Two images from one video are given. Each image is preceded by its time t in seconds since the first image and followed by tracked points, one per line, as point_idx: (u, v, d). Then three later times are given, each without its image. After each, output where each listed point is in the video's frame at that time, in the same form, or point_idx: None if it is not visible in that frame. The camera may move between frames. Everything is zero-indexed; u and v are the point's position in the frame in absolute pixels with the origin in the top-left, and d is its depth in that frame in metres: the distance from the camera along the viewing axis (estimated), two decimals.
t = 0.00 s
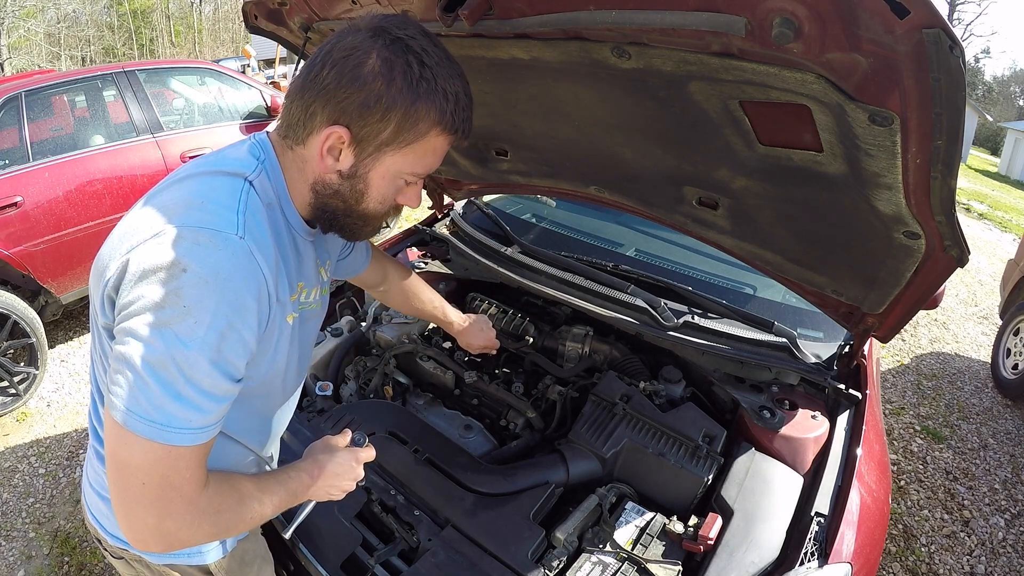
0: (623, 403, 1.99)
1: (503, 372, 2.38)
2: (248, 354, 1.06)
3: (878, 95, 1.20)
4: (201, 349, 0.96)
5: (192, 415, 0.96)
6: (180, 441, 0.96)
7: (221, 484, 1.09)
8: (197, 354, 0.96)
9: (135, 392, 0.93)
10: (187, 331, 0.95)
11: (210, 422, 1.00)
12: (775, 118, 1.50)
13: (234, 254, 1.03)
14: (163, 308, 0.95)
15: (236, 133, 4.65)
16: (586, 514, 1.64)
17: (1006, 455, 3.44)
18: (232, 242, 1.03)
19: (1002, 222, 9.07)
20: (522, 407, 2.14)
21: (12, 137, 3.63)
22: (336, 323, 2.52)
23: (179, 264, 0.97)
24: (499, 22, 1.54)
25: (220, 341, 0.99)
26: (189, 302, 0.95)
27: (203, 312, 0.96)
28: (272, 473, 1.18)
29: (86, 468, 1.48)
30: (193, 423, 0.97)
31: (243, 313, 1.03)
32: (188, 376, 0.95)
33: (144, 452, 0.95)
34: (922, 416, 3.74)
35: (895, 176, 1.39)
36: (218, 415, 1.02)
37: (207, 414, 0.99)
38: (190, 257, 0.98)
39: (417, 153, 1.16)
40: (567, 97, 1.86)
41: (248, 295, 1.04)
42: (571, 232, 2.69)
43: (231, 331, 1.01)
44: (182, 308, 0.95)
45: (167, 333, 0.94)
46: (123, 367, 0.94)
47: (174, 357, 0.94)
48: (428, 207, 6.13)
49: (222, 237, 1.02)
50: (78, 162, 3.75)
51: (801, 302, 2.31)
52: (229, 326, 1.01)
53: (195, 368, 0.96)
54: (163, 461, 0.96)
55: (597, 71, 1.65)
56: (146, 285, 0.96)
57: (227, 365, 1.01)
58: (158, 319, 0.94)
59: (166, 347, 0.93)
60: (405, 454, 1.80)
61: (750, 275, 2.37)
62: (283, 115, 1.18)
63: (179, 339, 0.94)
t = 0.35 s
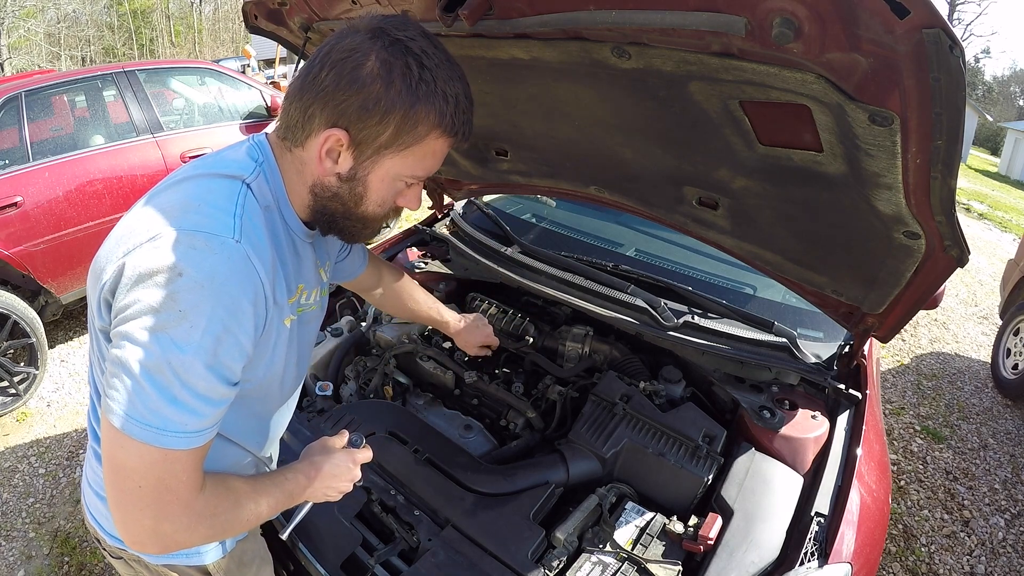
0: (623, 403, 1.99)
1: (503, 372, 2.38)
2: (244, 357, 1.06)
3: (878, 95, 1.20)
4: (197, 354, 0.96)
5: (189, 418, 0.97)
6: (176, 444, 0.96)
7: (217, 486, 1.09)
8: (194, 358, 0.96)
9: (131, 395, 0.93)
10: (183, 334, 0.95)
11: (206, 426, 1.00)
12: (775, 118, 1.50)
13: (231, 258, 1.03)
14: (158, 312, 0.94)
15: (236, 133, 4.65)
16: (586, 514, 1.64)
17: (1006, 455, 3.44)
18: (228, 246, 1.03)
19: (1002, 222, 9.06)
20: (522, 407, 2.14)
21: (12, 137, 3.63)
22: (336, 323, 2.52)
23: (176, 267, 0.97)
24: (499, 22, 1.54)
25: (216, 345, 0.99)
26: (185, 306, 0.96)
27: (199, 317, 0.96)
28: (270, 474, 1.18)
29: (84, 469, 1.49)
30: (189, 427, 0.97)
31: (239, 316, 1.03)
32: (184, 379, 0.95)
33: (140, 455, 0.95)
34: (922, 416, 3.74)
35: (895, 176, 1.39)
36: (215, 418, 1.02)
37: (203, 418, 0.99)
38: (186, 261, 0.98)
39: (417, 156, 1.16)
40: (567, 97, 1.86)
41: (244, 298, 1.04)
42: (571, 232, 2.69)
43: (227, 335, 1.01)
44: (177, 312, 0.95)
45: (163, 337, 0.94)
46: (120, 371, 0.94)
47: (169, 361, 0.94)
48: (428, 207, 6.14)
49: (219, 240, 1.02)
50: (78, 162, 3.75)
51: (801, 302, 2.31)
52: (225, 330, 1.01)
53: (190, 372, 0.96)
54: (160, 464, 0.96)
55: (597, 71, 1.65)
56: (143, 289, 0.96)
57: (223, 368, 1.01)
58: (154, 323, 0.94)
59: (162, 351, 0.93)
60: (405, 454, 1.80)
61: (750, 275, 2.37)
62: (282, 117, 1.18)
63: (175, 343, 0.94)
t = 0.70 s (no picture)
0: (623, 403, 1.99)
1: (503, 372, 2.38)
2: (242, 355, 1.06)
3: (878, 95, 1.20)
4: (196, 351, 0.96)
5: (187, 415, 0.97)
6: (174, 441, 0.96)
7: (215, 483, 1.10)
8: (192, 356, 0.96)
9: (129, 392, 0.93)
10: (181, 331, 0.95)
11: (203, 423, 1.00)
12: (775, 119, 1.50)
13: (230, 256, 1.03)
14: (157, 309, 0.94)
15: (236, 133, 4.65)
16: (586, 514, 1.64)
17: (1006, 455, 3.44)
18: (227, 244, 1.03)
19: (1002, 222, 9.07)
20: (522, 407, 2.14)
21: (12, 137, 3.63)
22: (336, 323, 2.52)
23: (174, 265, 0.97)
24: (499, 22, 1.54)
25: (214, 343, 0.99)
26: (184, 304, 0.96)
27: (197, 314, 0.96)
28: (268, 474, 1.18)
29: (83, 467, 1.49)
30: (186, 424, 0.97)
31: (237, 314, 1.03)
32: (182, 377, 0.95)
33: (138, 452, 0.95)
34: (922, 416, 3.74)
35: (895, 176, 1.39)
36: (212, 416, 1.02)
37: (200, 415, 0.99)
38: (185, 259, 0.98)
39: (415, 154, 1.16)
40: (566, 97, 1.86)
41: (242, 296, 1.04)
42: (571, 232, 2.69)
43: (225, 333, 1.01)
44: (176, 309, 0.95)
45: (161, 334, 0.94)
46: (118, 367, 0.94)
47: (168, 358, 0.94)
48: (428, 207, 6.14)
49: (217, 239, 1.02)
50: (78, 162, 3.75)
51: (801, 302, 2.31)
52: (224, 328, 1.01)
53: (189, 369, 0.96)
54: (158, 461, 0.96)
55: (597, 71, 1.65)
56: (141, 286, 0.96)
57: (221, 365, 1.01)
58: (153, 320, 0.94)
59: (161, 348, 0.93)
60: (405, 454, 1.80)
61: (750, 275, 2.36)
62: (281, 117, 1.18)
63: (173, 340, 0.94)
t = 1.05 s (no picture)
0: (623, 403, 1.99)
1: (502, 372, 2.38)
2: (238, 356, 1.06)
3: (878, 95, 1.20)
4: (190, 353, 0.96)
5: (183, 417, 0.97)
6: (171, 442, 0.96)
7: (214, 483, 1.09)
8: (187, 357, 0.96)
9: (125, 394, 0.93)
10: (176, 333, 0.95)
11: (200, 424, 1.00)
12: (775, 119, 1.50)
13: (224, 257, 1.02)
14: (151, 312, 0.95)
15: (236, 133, 4.65)
16: (586, 514, 1.64)
17: (1006, 455, 3.44)
18: (221, 245, 1.03)
19: (1002, 222, 9.06)
20: (522, 407, 2.14)
21: (12, 137, 3.63)
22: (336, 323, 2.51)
23: (168, 268, 0.97)
24: (500, 22, 1.54)
25: (209, 344, 0.99)
26: (178, 306, 0.95)
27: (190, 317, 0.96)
28: (268, 474, 1.18)
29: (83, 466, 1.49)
30: (183, 426, 0.97)
31: (233, 315, 1.03)
32: (177, 379, 0.95)
33: (135, 454, 0.95)
34: (922, 416, 3.74)
35: (895, 176, 1.39)
36: (209, 417, 1.02)
37: (197, 416, 0.99)
38: (179, 261, 0.98)
39: (422, 152, 1.18)
40: (566, 97, 1.86)
41: (237, 297, 1.04)
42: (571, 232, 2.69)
43: (220, 334, 1.01)
44: (170, 311, 0.95)
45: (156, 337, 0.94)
46: (114, 369, 0.95)
47: (163, 360, 0.94)
48: (428, 207, 6.14)
49: (212, 240, 1.02)
50: (78, 162, 3.75)
51: (801, 302, 2.31)
52: (219, 329, 1.00)
53: (184, 371, 0.96)
54: (154, 463, 0.96)
55: (597, 71, 1.65)
56: (136, 289, 0.96)
57: (216, 366, 1.01)
58: (148, 323, 0.94)
59: (156, 351, 0.93)
60: (405, 455, 1.80)
61: (750, 275, 2.36)
62: (283, 114, 1.17)
63: (167, 343, 0.94)
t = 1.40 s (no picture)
0: (623, 403, 1.99)
1: (503, 372, 2.38)
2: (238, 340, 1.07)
3: (878, 95, 1.20)
4: (193, 344, 0.96)
5: (196, 407, 0.97)
6: (188, 434, 0.97)
7: (238, 466, 1.09)
8: (189, 348, 0.96)
9: (135, 396, 0.93)
10: (176, 327, 0.95)
11: (213, 413, 1.00)
12: (775, 119, 1.50)
13: (215, 245, 1.02)
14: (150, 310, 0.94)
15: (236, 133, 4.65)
16: (586, 514, 1.64)
17: (1006, 455, 3.44)
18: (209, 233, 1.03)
19: (1002, 222, 9.06)
20: (522, 407, 2.14)
21: (12, 137, 3.63)
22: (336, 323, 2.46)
23: (162, 262, 0.97)
24: (500, 22, 1.54)
25: (210, 332, 0.99)
26: (175, 299, 0.95)
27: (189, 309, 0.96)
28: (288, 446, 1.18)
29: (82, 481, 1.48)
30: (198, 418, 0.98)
31: (230, 301, 1.03)
32: (185, 371, 0.95)
33: (155, 452, 0.95)
34: (922, 416, 3.74)
35: (895, 176, 1.39)
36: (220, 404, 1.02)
37: (209, 405, 0.99)
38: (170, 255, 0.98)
39: (394, 125, 1.20)
40: (566, 98, 1.86)
41: (232, 282, 1.04)
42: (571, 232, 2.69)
43: (220, 321, 1.01)
44: (168, 306, 0.95)
45: (159, 333, 0.94)
46: (120, 373, 0.94)
47: (168, 356, 0.94)
48: (428, 207, 6.15)
49: (198, 230, 1.01)
50: (78, 162, 3.75)
51: (801, 302, 2.31)
52: (218, 316, 1.01)
53: (190, 362, 0.96)
54: (174, 456, 0.97)
55: (597, 71, 1.65)
56: (132, 289, 0.96)
57: (220, 354, 1.01)
58: (148, 321, 0.94)
59: (160, 347, 0.93)
60: (405, 455, 1.80)
61: (750, 275, 2.36)
62: (253, 97, 1.16)
63: (170, 337, 0.94)
